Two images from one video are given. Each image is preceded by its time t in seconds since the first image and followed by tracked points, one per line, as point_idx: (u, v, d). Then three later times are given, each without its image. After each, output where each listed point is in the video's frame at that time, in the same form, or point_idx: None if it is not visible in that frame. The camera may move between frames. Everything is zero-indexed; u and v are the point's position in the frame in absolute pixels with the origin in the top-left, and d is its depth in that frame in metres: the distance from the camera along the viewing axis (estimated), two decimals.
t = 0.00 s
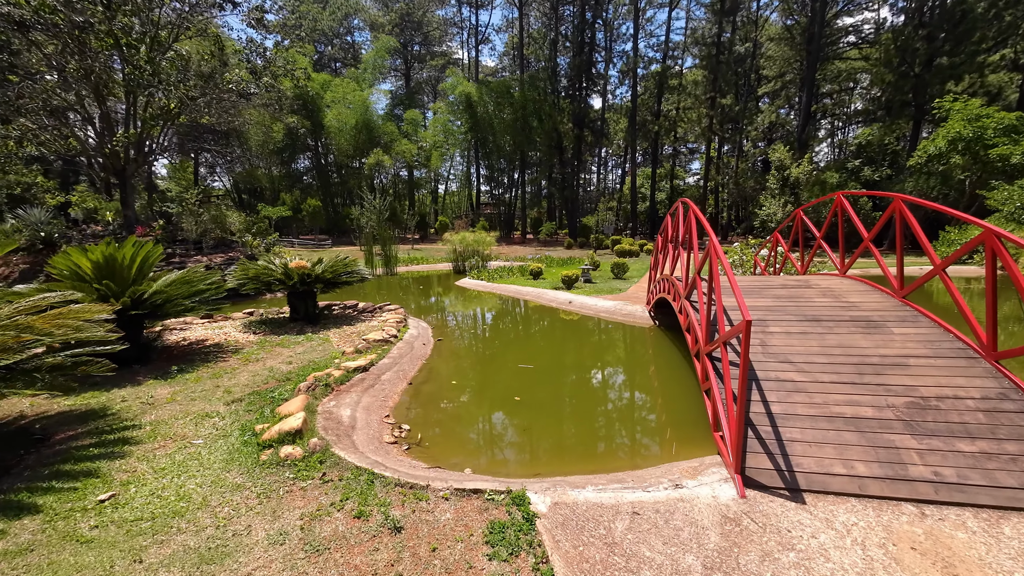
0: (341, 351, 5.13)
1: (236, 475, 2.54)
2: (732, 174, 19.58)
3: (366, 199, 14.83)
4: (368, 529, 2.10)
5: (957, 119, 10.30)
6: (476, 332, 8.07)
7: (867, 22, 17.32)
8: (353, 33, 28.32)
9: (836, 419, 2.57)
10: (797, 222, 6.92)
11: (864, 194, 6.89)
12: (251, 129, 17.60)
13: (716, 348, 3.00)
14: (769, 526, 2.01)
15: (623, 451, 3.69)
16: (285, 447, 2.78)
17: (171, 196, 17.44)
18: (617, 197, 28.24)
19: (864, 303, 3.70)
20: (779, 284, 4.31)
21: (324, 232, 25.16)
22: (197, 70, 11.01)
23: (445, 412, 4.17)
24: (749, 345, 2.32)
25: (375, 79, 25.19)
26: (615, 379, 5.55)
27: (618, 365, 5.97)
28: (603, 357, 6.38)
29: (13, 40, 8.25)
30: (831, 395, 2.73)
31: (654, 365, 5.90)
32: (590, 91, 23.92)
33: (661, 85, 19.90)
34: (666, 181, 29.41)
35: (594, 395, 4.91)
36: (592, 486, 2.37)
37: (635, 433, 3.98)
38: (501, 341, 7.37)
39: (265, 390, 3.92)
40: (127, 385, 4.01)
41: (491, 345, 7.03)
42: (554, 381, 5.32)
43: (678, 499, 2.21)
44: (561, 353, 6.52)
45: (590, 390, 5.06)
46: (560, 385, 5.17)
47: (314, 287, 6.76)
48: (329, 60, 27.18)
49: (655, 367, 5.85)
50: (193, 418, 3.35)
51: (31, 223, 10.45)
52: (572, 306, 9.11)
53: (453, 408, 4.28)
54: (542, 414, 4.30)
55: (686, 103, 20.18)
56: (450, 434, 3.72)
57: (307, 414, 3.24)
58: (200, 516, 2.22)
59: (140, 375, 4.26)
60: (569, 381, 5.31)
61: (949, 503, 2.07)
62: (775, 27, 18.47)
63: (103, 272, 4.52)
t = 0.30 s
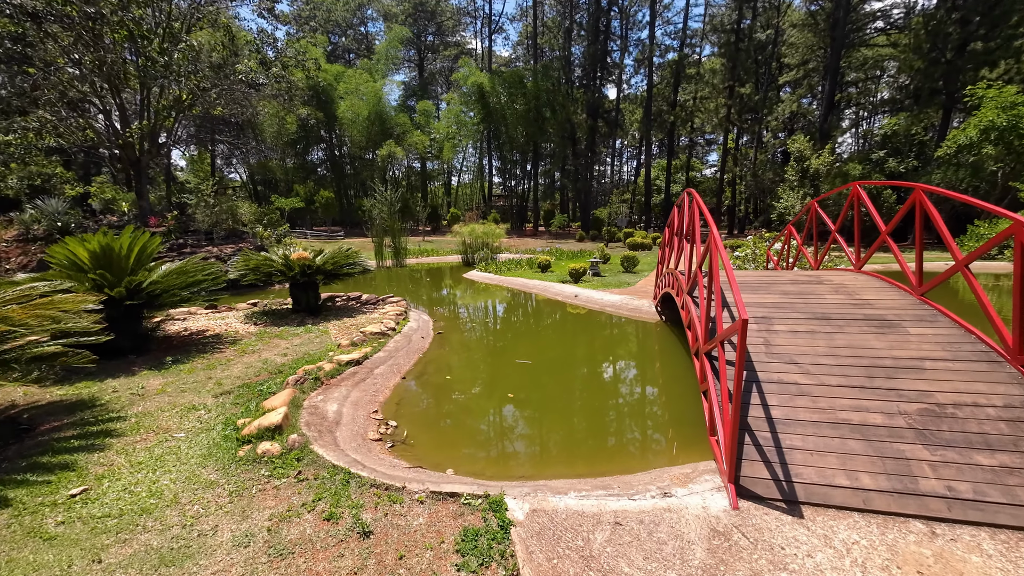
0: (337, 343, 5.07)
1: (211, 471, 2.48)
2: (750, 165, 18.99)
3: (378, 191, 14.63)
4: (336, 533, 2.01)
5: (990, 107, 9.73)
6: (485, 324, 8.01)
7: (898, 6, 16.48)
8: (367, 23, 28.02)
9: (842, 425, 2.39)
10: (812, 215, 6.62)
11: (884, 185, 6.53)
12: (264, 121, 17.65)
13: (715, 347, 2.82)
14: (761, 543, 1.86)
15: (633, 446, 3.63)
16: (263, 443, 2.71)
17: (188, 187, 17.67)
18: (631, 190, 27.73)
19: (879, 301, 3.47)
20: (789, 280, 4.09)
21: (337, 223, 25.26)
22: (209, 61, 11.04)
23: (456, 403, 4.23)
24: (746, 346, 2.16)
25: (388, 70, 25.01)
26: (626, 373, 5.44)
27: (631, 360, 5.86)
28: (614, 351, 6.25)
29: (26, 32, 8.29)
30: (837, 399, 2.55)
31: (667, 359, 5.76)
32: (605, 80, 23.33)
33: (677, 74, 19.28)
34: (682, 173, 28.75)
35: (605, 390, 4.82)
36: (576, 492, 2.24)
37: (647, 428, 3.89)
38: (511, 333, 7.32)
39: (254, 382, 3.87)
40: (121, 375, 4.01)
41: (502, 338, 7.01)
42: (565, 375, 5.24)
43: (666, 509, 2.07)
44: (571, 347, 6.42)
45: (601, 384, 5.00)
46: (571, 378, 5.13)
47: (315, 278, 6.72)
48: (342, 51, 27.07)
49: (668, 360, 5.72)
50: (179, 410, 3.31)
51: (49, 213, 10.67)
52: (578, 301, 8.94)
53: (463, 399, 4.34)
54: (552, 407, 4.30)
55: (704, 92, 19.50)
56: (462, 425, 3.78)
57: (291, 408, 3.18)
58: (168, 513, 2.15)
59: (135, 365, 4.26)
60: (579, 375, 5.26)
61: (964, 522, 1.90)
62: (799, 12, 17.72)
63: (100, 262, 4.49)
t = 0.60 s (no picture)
0: (340, 337, 5.03)
1: (197, 468, 2.44)
2: (773, 158, 18.33)
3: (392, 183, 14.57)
4: (315, 538, 1.94)
5: None
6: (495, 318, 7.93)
7: None
8: (384, 15, 27.86)
9: (858, 437, 2.22)
10: (834, 209, 6.28)
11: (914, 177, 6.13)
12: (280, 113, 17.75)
13: (722, 350, 2.67)
14: (764, 567, 1.72)
15: (646, 442, 3.59)
16: (252, 441, 2.65)
17: (211, 177, 17.97)
18: (650, 183, 27.15)
19: (904, 303, 3.24)
20: (807, 279, 3.86)
21: (352, 216, 25.37)
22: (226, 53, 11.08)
23: (469, 396, 4.28)
24: (751, 352, 2.01)
25: (404, 62, 24.89)
26: (640, 370, 5.35)
27: (644, 356, 5.75)
28: (628, 347, 6.14)
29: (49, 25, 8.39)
30: (854, 409, 2.37)
31: (682, 355, 5.64)
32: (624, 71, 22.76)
33: (699, 64, 18.62)
34: (702, 166, 28.00)
35: (618, 386, 4.74)
36: (569, 502, 2.13)
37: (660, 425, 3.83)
38: (523, 327, 7.26)
39: (253, 375, 3.85)
40: (126, 366, 4.03)
41: (517, 331, 6.99)
42: (577, 370, 5.17)
43: (663, 524, 1.94)
44: (584, 342, 6.32)
45: (615, 380, 4.95)
46: (585, 373, 5.10)
47: (322, 270, 6.71)
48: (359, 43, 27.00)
49: (683, 356, 5.59)
50: (175, 403, 3.30)
51: (74, 203, 10.91)
52: (589, 296, 8.76)
53: (476, 392, 4.39)
54: (566, 402, 4.29)
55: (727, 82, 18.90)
56: (475, 418, 3.84)
57: (285, 404, 3.13)
58: (149, 511, 2.11)
59: (140, 356, 4.29)
60: (593, 369, 5.22)
61: (993, 551, 1.72)
62: None
63: (108, 253, 4.52)
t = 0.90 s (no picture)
0: (344, 330, 4.95)
1: (183, 465, 2.36)
2: (799, 152, 17.64)
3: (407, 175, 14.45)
4: (293, 547, 1.83)
5: None
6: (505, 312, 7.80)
7: None
8: (402, 7, 27.68)
9: (888, 454, 2.00)
10: (864, 203, 5.90)
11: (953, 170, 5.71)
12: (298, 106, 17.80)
13: (738, 354, 2.48)
14: None
15: (661, 439, 3.50)
16: (240, 438, 2.56)
17: (231, 169, 18.19)
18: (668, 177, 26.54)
19: (942, 304, 2.97)
20: (832, 277, 3.61)
21: (368, 209, 25.44)
22: (244, 44, 11.10)
23: (482, 391, 4.25)
24: (770, 357, 1.81)
25: (421, 54, 24.69)
26: (656, 366, 5.19)
27: (661, 352, 5.59)
28: (644, 343, 5.99)
29: (72, 17, 8.47)
30: (885, 421, 2.15)
31: (700, 352, 5.46)
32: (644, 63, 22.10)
33: (722, 54, 18.01)
34: (723, 160, 27.20)
35: (633, 382, 4.62)
36: (565, 516, 1.98)
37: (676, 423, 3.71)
38: (534, 321, 7.12)
39: (253, 368, 3.78)
40: (128, 356, 4.01)
41: (531, 325, 6.89)
42: (591, 365, 5.05)
43: (667, 545, 1.77)
44: (598, 336, 6.18)
45: (630, 375, 4.83)
46: (599, 367, 5.00)
47: (331, 262, 6.65)
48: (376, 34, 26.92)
49: (701, 353, 5.41)
50: (172, 395, 3.24)
51: (97, 194, 11.13)
52: (601, 292, 8.54)
53: (489, 386, 4.36)
54: (579, 398, 4.20)
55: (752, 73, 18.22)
56: (488, 412, 3.82)
57: (278, 400, 3.05)
58: (126, 510, 2.03)
59: (144, 346, 4.27)
60: (608, 364, 5.11)
61: None
62: None
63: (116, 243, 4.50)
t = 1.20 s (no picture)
0: (348, 326, 4.90)
1: (171, 465, 2.30)
2: (823, 147, 17.01)
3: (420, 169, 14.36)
4: (272, 557, 1.74)
5: None
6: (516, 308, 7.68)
7: None
8: None
9: (917, 476, 1.83)
10: (892, 198, 5.57)
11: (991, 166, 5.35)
12: (313, 99, 17.82)
13: (751, 361, 2.33)
14: None
15: (673, 439, 3.43)
16: (229, 439, 2.51)
17: (248, 162, 18.36)
18: (686, 172, 25.98)
19: (977, 310, 2.75)
20: (856, 279, 3.39)
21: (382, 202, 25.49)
22: (259, 38, 11.05)
23: (492, 386, 4.20)
24: (785, 369, 1.65)
25: (436, 47, 24.50)
26: (670, 364, 5.08)
27: (677, 351, 5.46)
28: (659, 340, 5.86)
29: (91, 11, 8.53)
30: (912, 439, 1.97)
31: (716, 351, 5.30)
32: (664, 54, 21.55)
33: (744, 46, 17.44)
34: (743, 154, 26.47)
35: (646, 379, 4.53)
36: (559, 533, 1.88)
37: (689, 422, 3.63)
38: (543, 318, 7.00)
39: (252, 364, 3.74)
40: (132, 349, 4.01)
41: (544, 320, 6.79)
42: (604, 361, 4.96)
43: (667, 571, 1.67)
44: (612, 332, 6.07)
45: (643, 373, 4.72)
46: (612, 363, 4.89)
47: (338, 256, 6.61)
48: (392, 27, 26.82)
49: (718, 351, 5.26)
50: (169, 391, 3.20)
51: (117, 186, 11.30)
52: (613, 289, 8.35)
53: (500, 381, 4.31)
54: (591, 394, 4.13)
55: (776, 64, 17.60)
56: (499, 408, 3.78)
57: (273, 399, 3.00)
58: (109, 512, 1.97)
59: (149, 339, 4.27)
60: (620, 361, 4.99)
61: None
62: None
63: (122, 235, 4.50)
